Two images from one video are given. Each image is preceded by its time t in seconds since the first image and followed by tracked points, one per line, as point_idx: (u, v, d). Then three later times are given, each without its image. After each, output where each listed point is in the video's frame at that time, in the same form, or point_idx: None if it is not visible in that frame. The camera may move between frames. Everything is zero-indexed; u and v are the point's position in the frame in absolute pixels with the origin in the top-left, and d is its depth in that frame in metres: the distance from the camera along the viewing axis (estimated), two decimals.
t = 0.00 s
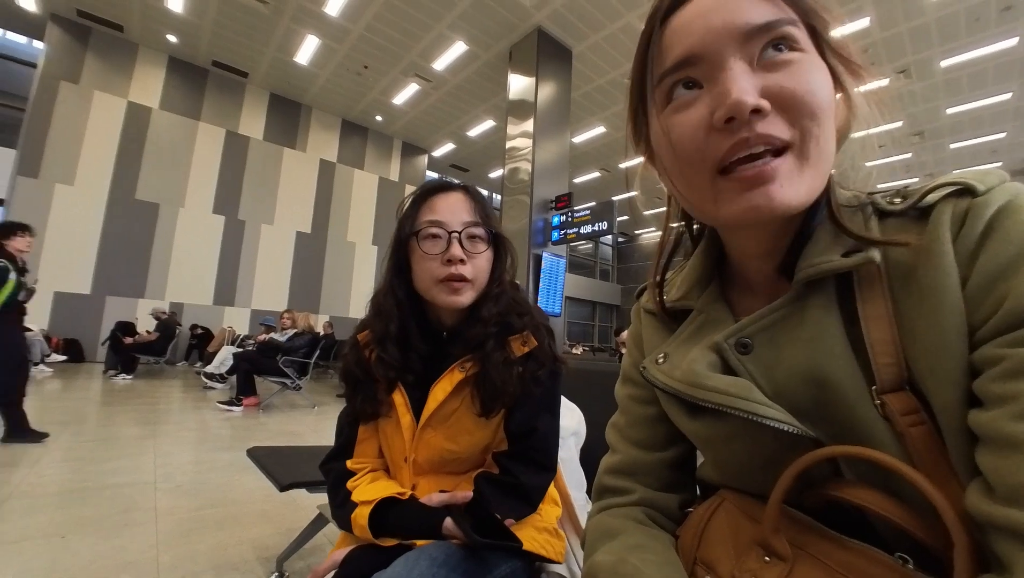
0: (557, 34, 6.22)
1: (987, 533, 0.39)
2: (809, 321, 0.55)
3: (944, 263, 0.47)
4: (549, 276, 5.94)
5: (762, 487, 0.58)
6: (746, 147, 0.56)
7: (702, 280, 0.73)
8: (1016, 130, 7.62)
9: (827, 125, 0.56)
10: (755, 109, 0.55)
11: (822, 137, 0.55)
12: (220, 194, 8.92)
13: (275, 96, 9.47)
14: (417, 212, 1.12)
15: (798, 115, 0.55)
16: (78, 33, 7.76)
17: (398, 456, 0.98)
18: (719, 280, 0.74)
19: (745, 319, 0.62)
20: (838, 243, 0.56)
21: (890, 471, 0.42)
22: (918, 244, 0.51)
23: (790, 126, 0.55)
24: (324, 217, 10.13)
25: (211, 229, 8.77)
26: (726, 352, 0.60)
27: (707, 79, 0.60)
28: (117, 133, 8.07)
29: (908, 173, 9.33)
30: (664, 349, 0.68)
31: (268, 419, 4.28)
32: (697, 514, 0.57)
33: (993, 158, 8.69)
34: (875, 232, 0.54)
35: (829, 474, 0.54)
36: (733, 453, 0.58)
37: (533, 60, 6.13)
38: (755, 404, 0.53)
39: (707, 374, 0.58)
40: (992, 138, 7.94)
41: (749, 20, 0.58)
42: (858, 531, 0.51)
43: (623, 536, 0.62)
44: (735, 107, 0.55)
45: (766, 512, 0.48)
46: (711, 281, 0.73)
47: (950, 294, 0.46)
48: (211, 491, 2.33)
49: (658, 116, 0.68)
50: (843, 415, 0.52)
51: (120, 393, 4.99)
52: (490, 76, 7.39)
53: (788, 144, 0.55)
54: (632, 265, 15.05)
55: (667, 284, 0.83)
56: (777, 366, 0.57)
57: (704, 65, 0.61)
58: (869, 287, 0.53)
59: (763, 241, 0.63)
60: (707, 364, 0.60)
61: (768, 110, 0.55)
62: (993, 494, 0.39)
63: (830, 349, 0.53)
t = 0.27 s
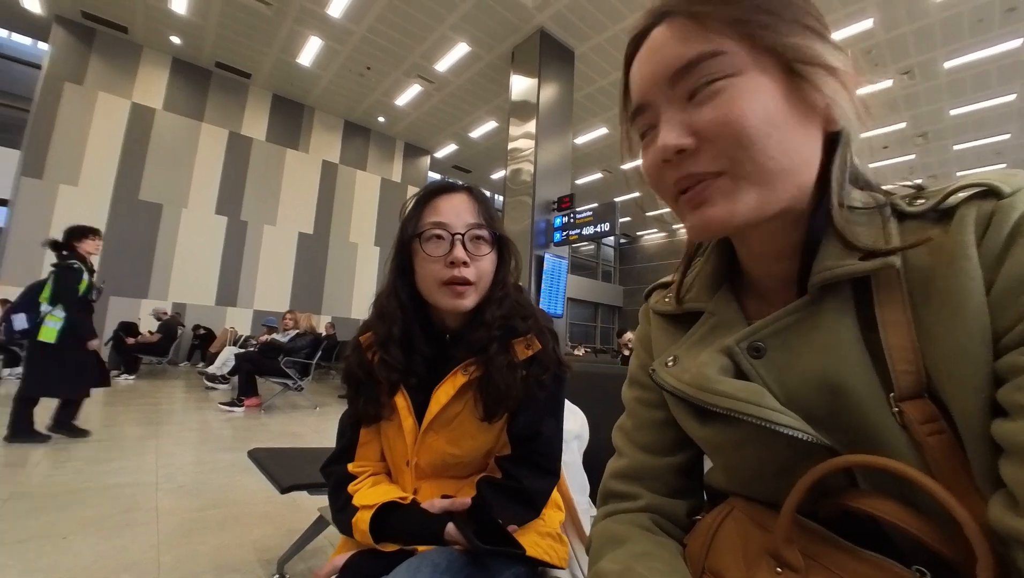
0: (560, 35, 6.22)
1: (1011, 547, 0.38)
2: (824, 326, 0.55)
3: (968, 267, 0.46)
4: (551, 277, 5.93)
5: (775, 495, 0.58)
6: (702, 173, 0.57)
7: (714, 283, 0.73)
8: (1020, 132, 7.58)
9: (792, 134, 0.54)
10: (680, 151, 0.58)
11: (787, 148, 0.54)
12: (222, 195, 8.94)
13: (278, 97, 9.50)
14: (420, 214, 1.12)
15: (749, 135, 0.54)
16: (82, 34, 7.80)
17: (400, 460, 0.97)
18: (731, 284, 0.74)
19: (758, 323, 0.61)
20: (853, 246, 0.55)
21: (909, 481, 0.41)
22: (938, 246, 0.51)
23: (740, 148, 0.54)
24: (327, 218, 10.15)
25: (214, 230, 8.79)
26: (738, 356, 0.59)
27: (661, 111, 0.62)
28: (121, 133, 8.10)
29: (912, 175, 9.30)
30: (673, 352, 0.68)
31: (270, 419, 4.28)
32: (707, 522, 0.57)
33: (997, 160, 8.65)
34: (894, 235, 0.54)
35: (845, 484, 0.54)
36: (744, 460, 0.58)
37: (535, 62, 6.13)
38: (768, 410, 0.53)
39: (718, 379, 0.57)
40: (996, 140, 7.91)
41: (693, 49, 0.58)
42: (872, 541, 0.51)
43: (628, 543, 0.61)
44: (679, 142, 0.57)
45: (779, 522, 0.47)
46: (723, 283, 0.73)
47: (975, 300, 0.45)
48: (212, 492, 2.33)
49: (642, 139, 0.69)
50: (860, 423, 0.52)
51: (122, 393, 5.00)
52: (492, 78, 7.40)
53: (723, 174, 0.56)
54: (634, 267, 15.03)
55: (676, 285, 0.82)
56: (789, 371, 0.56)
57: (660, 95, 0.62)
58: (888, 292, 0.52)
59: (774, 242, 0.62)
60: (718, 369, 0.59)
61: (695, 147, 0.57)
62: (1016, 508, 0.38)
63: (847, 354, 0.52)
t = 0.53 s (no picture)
0: (561, 37, 6.22)
1: None
2: (847, 322, 0.55)
3: (1003, 260, 0.46)
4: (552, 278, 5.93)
5: (790, 494, 0.57)
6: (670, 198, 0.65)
7: (730, 278, 0.72)
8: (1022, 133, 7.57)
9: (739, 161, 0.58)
10: (647, 178, 0.67)
11: (734, 175, 0.58)
12: (224, 195, 8.96)
13: (279, 98, 9.51)
14: (424, 210, 1.11)
15: (692, 169, 0.60)
16: (85, 36, 7.83)
17: (403, 458, 0.97)
18: (747, 278, 0.73)
19: (777, 317, 0.61)
20: (878, 240, 0.54)
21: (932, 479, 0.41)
22: (970, 240, 0.50)
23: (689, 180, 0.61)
24: (328, 218, 10.16)
25: (216, 231, 8.80)
26: (757, 350, 0.60)
27: (639, 141, 0.70)
28: (123, 134, 8.12)
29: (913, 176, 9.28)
30: (688, 346, 0.67)
31: (271, 420, 4.28)
32: (718, 521, 0.56)
33: (999, 161, 8.63)
34: (922, 229, 0.53)
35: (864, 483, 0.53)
36: (759, 458, 0.57)
37: (536, 63, 6.14)
38: (788, 407, 0.53)
39: (736, 374, 0.57)
40: (998, 142, 7.90)
41: (648, 88, 0.65)
42: (892, 541, 0.51)
43: (639, 541, 0.61)
44: (644, 172, 0.67)
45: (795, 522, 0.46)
46: (740, 278, 0.73)
47: (1012, 297, 0.45)
48: (213, 493, 2.33)
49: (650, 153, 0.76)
50: (883, 421, 0.51)
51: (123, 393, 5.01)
52: (494, 79, 7.41)
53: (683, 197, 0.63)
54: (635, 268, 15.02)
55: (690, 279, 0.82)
56: (811, 366, 0.56)
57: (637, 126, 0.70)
58: (916, 287, 0.51)
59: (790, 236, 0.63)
60: (735, 363, 0.59)
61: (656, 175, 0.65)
62: None
63: (870, 351, 0.52)
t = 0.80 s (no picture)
0: (562, 39, 6.23)
1: None
2: (849, 327, 0.54)
3: (1010, 263, 0.45)
4: (553, 279, 5.92)
5: (793, 499, 0.57)
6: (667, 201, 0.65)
7: (731, 280, 0.72)
8: None
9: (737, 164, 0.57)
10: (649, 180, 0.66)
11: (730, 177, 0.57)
12: (225, 196, 8.97)
13: (281, 100, 9.53)
14: (422, 212, 1.11)
15: (689, 172, 0.60)
16: (87, 37, 7.86)
17: (403, 462, 0.96)
18: (748, 279, 0.73)
19: (778, 320, 0.61)
20: (881, 243, 0.54)
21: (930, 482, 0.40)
22: (975, 243, 0.50)
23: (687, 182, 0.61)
24: (329, 220, 10.16)
25: (217, 231, 8.81)
26: (759, 353, 0.60)
27: (638, 145, 0.70)
28: (125, 135, 8.14)
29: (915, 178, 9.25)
30: (689, 349, 0.67)
31: (271, 421, 4.27)
32: (719, 525, 0.56)
33: (1001, 163, 8.61)
34: (925, 230, 0.52)
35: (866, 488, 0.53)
36: (761, 463, 0.57)
37: (537, 64, 6.14)
38: (790, 411, 0.52)
39: (737, 378, 0.57)
40: (1000, 144, 7.88)
41: (646, 92, 0.65)
42: (894, 548, 0.51)
43: (640, 545, 0.60)
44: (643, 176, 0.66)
45: (798, 527, 0.46)
46: (742, 280, 0.72)
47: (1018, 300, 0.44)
48: (213, 494, 2.33)
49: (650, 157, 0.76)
50: (887, 425, 0.51)
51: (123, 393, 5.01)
52: (495, 80, 7.41)
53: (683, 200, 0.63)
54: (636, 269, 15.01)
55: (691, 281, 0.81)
56: (813, 370, 0.56)
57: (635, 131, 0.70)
58: (918, 290, 0.51)
59: (792, 238, 0.63)
60: (736, 366, 0.59)
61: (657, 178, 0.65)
62: None
63: (873, 354, 0.52)
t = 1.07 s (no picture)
0: (563, 40, 6.23)
1: None
2: (853, 330, 0.54)
3: (1016, 267, 0.45)
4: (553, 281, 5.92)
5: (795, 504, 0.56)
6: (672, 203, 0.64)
7: (733, 283, 0.72)
8: None
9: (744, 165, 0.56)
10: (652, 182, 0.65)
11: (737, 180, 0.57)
12: (227, 197, 8.98)
13: (282, 101, 9.54)
14: (419, 213, 1.11)
15: (695, 173, 0.59)
16: (90, 38, 7.88)
17: (403, 464, 0.96)
18: (750, 282, 0.72)
19: (780, 324, 0.60)
20: (883, 246, 0.54)
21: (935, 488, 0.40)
22: (979, 246, 0.49)
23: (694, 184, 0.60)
24: (330, 221, 10.17)
25: (218, 232, 8.82)
26: (761, 357, 0.59)
27: (641, 148, 0.70)
28: (126, 136, 8.16)
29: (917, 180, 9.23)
30: (691, 353, 0.67)
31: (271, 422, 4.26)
32: (722, 531, 0.55)
33: (1003, 165, 8.60)
34: (930, 233, 0.52)
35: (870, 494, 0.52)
36: (764, 468, 0.56)
37: (538, 66, 6.14)
38: (791, 414, 0.52)
39: (740, 381, 0.57)
40: (1001, 146, 7.87)
41: (649, 95, 0.64)
42: (899, 554, 0.50)
43: (641, 548, 0.60)
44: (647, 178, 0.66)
45: (801, 533, 0.45)
46: (744, 283, 0.72)
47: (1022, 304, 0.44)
48: (212, 495, 2.32)
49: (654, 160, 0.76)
50: (890, 430, 0.50)
51: (124, 394, 5.00)
52: (496, 82, 7.41)
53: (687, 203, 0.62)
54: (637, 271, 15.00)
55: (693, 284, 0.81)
56: (815, 375, 0.56)
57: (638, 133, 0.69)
58: (920, 294, 0.51)
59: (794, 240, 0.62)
60: (739, 370, 0.59)
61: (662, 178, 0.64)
62: None
63: (876, 359, 0.51)
